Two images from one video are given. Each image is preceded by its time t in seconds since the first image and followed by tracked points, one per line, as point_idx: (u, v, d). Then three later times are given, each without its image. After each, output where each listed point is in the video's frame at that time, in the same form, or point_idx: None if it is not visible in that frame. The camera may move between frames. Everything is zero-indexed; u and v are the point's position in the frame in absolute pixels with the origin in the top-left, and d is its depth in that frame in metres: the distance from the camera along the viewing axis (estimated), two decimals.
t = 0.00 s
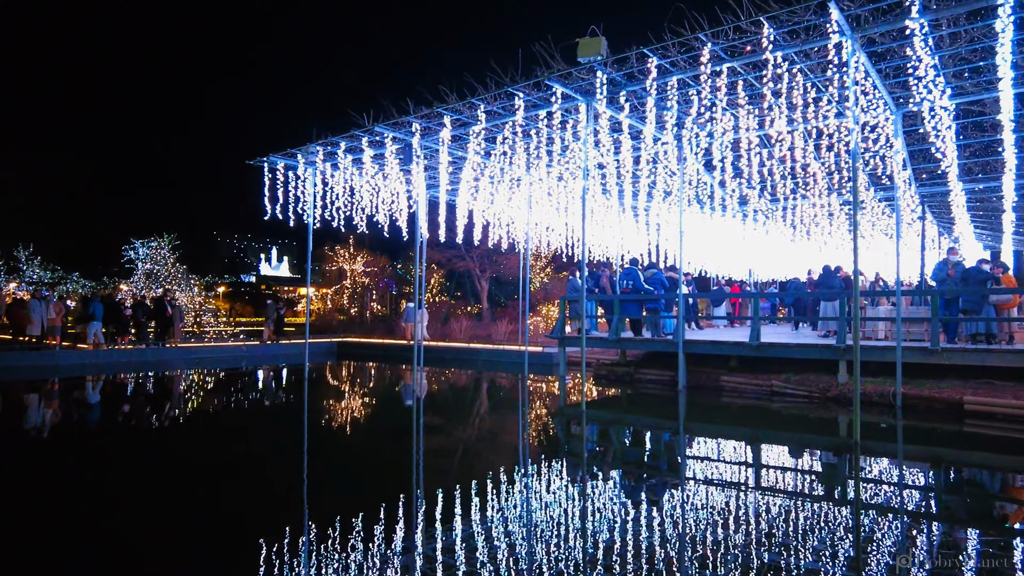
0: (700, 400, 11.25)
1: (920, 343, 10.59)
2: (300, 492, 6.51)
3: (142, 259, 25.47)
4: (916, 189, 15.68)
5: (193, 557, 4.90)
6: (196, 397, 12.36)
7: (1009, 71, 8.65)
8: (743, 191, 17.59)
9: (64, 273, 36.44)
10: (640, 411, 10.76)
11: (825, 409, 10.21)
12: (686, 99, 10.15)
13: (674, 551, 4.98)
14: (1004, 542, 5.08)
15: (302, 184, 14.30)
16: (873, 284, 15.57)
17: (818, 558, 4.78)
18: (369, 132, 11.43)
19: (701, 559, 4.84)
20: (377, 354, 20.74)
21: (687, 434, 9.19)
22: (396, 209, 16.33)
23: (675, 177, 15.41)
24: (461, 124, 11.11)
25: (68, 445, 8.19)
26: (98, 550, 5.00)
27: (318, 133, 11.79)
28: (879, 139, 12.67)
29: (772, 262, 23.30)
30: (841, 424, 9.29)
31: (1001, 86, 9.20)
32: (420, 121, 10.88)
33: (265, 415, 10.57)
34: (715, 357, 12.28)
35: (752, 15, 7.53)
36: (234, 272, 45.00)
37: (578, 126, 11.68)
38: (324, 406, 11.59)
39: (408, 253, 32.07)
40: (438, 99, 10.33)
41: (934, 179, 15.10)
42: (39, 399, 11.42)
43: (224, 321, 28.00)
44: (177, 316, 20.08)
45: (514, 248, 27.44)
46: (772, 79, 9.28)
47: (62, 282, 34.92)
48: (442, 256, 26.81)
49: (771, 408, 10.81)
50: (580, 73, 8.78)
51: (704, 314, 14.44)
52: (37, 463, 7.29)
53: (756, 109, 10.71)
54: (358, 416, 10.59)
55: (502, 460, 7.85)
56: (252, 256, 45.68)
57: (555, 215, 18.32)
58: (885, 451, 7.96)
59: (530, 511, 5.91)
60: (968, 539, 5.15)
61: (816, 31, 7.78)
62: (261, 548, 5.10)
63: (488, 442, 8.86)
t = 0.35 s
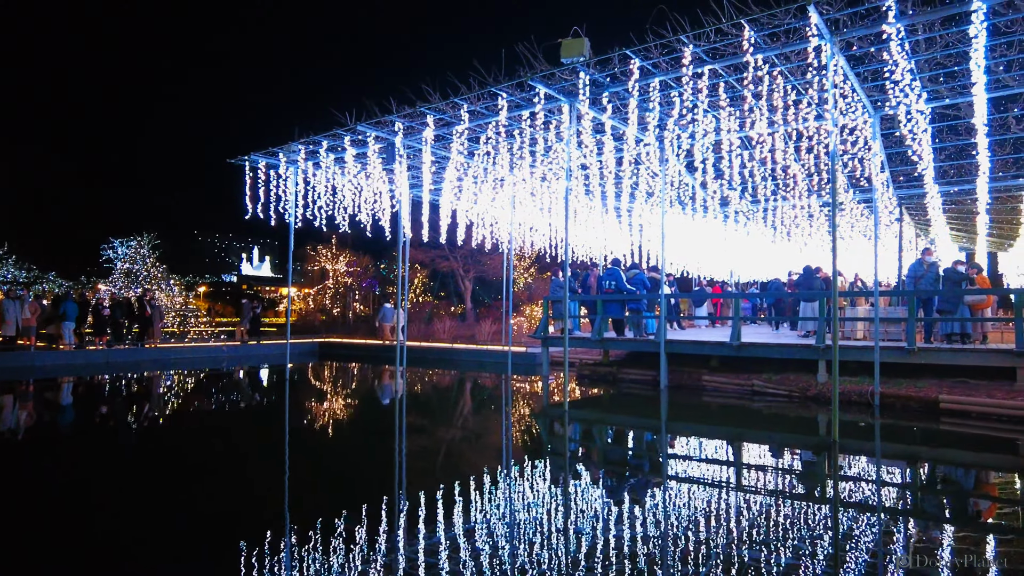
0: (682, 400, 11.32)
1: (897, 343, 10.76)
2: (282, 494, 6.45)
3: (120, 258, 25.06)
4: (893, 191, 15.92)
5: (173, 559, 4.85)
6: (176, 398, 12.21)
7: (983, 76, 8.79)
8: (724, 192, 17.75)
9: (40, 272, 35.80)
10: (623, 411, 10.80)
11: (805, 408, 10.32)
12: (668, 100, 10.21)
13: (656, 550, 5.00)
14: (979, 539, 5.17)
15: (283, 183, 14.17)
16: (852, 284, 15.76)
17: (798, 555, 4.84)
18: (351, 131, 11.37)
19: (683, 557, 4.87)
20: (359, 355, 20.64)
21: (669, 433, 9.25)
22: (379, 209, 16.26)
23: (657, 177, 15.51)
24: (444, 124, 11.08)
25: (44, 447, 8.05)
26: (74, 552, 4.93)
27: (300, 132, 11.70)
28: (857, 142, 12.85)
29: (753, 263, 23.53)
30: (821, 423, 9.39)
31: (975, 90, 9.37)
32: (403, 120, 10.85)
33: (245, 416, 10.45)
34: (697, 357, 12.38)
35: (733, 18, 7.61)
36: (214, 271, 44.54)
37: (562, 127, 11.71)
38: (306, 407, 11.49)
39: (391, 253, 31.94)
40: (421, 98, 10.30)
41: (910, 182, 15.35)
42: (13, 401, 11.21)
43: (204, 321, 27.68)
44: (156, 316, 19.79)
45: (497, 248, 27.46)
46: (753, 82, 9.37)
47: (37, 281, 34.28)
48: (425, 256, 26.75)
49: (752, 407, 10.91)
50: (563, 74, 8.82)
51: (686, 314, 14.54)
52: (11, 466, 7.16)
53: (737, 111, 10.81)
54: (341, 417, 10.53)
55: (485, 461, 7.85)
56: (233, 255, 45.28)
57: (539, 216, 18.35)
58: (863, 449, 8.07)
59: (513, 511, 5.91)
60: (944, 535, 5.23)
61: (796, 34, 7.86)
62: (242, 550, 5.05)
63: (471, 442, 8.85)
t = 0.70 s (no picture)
0: (665, 400, 11.38)
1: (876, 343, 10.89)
2: (264, 496, 6.39)
3: (101, 258, 24.74)
4: (873, 193, 16.12)
5: (153, 562, 4.79)
6: (157, 399, 12.07)
7: (959, 80, 8.94)
8: (707, 193, 17.87)
9: (17, 272, 35.20)
10: (606, 411, 10.84)
11: (786, 408, 10.42)
12: (651, 102, 10.26)
13: (639, 550, 5.01)
14: (955, 535, 5.25)
15: (266, 182, 14.05)
16: (833, 285, 15.93)
17: (779, 554, 4.88)
18: (335, 130, 11.31)
19: (666, 556, 4.89)
20: (343, 356, 20.51)
21: (652, 433, 9.29)
22: (363, 209, 16.19)
23: (641, 178, 15.58)
24: (428, 124, 11.05)
25: (20, 450, 7.91)
26: (51, 556, 4.85)
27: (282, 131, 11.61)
28: (837, 144, 12.99)
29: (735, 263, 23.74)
30: (802, 423, 9.48)
31: (951, 94, 9.52)
32: (386, 120, 10.80)
33: (227, 418, 10.36)
34: (680, 357, 12.46)
35: (715, 20, 7.66)
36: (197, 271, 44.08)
37: (546, 127, 11.72)
38: (289, 408, 11.39)
39: (375, 253, 31.83)
40: (405, 98, 10.26)
41: (890, 184, 15.54)
42: None
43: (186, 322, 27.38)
44: (137, 317, 19.54)
45: (482, 248, 27.46)
46: (735, 84, 9.45)
47: (15, 281, 33.72)
48: (410, 256, 26.67)
49: (734, 407, 10.99)
50: (547, 75, 8.83)
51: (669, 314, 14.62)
52: None
53: (720, 113, 10.89)
54: (324, 418, 10.47)
55: (468, 461, 7.83)
56: (215, 255, 44.86)
57: (523, 216, 18.36)
58: (843, 449, 8.16)
59: (496, 511, 5.91)
60: (922, 533, 5.30)
61: (777, 37, 7.94)
62: (223, 553, 4.99)
63: (455, 443, 8.83)
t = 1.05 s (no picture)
0: (649, 400, 11.45)
1: (856, 343, 11.04)
2: (247, 498, 6.34)
3: (81, 258, 24.48)
4: (853, 196, 16.33)
5: (133, 566, 4.73)
6: (138, 401, 11.93)
7: (935, 85, 9.10)
8: (691, 194, 17.99)
9: None
10: (590, 411, 10.89)
11: (768, 407, 10.52)
12: (635, 104, 10.32)
13: (623, 549, 5.04)
14: (932, 532, 5.33)
15: (249, 182, 13.92)
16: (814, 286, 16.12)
17: (761, 552, 4.93)
18: (318, 130, 11.26)
19: (649, 556, 4.92)
20: (327, 357, 20.40)
21: (636, 433, 9.33)
22: (347, 209, 16.12)
23: (625, 180, 15.66)
24: (413, 124, 11.02)
25: None
26: (27, 560, 4.77)
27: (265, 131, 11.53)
28: (818, 147, 13.17)
29: (718, 264, 23.96)
30: (784, 422, 9.58)
31: (928, 99, 9.69)
32: (371, 119, 10.76)
33: (210, 419, 10.27)
34: (663, 358, 12.55)
35: (697, 23, 7.71)
36: (180, 272, 43.62)
37: (530, 129, 11.74)
38: (272, 410, 11.29)
39: (359, 253, 31.70)
40: (389, 98, 10.23)
41: (869, 186, 15.76)
42: None
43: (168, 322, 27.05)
44: (118, 317, 19.27)
45: (467, 249, 27.46)
46: (717, 87, 9.54)
47: None
48: (394, 256, 26.60)
49: (717, 407, 11.06)
50: (531, 75, 8.84)
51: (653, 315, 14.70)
52: None
53: (703, 115, 10.98)
54: (307, 419, 10.41)
55: (452, 462, 7.83)
56: (199, 255, 44.48)
57: (508, 217, 18.38)
58: (824, 448, 8.25)
59: (480, 512, 5.92)
60: (901, 531, 5.37)
61: (759, 41, 8.02)
62: (204, 556, 4.94)
63: (439, 444, 8.82)
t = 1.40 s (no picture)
0: (633, 400, 11.51)
1: (836, 343, 11.18)
2: (229, 500, 6.29)
3: (60, 257, 24.39)
4: (834, 198, 16.53)
5: (112, 569, 4.68)
6: (118, 403, 11.78)
7: (913, 88, 9.22)
8: (674, 196, 18.11)
9: None
10: (574, 412, 10.92)
11: (751, 407, 10.62)
12: (619, 106, 10.37)
13: (607, 549, 5.06)
14: (910, 530, 5.41)
15: (231, 181, 13.81)
16: (796, 288, 16.30)
17: (744, 551, 4.97)
18: (302, 130, 11.19)
19: (633, 555, 4.95)
20: (310, 358, 20.29)
21: (620, 433, 9.38)
22: (331, 209, 16.04)
23: (610, 181, 15.73)
24: (397, 124, 10.99)
25: None
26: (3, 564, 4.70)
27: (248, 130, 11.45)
28: (799, 149, 13.33)
29: (701, 265, 24.16)
30: (766, 422, 9.67)
31: (907, 102, 9.81)
32: (355, 119, 10.72)
33: (191, 421, 10.16)
34: (647, 358, 12.63)
35: (680, 26, 7.77)
36: (161, 272, 43.14)
37: (515, 130, 11.76)
38: (255, 411, 11.21)
39: (343, 253, 31.58)
40: (373, 98, 10.20)
41: (849, 189, 15.97)
42: None
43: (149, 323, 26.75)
44: (98, 318, 19.01)
45: (452, 249, 27.44)
46: (700, 89, 9.61)
47: None
48: (379, 257, 26.51)
49: (700, 407, 11.14)
50: (515, 77, 8.86)
51: (637, 316, 14.78)
52: None
53: (686, 117, 11.06)
54: (291, 420, 10.33)
55: (436, 463, 7.81)
56: (181, 255, 44.04)
57: (493, 217, 18.39)
58: (805, 447, 8.35)
59: (464, 512, 5.92)
60: (880, 528, 5.45)
61: (741, 44, 8.09)
62: (186, 558, 4.90)
63: (424, 445, 8.80)
